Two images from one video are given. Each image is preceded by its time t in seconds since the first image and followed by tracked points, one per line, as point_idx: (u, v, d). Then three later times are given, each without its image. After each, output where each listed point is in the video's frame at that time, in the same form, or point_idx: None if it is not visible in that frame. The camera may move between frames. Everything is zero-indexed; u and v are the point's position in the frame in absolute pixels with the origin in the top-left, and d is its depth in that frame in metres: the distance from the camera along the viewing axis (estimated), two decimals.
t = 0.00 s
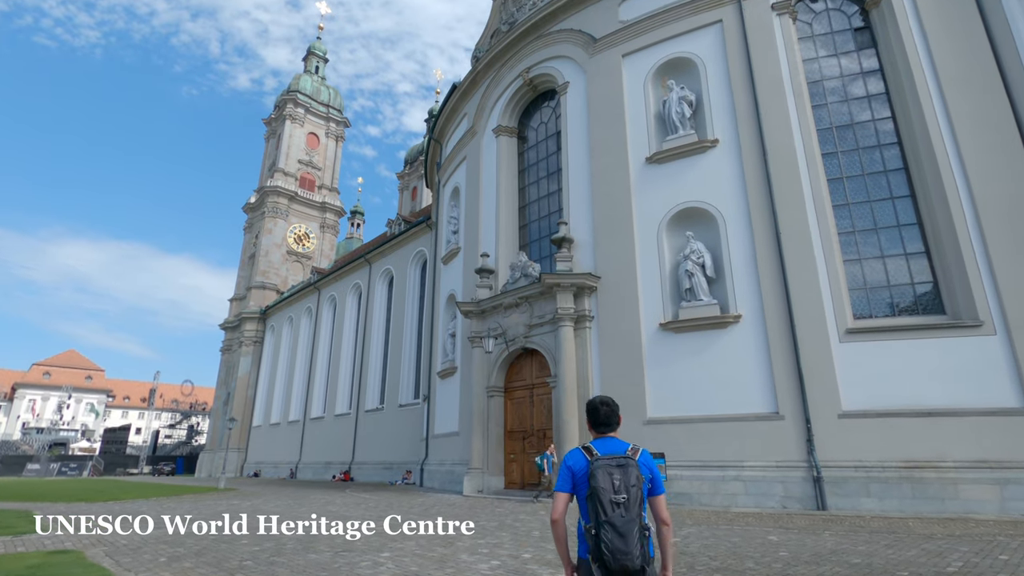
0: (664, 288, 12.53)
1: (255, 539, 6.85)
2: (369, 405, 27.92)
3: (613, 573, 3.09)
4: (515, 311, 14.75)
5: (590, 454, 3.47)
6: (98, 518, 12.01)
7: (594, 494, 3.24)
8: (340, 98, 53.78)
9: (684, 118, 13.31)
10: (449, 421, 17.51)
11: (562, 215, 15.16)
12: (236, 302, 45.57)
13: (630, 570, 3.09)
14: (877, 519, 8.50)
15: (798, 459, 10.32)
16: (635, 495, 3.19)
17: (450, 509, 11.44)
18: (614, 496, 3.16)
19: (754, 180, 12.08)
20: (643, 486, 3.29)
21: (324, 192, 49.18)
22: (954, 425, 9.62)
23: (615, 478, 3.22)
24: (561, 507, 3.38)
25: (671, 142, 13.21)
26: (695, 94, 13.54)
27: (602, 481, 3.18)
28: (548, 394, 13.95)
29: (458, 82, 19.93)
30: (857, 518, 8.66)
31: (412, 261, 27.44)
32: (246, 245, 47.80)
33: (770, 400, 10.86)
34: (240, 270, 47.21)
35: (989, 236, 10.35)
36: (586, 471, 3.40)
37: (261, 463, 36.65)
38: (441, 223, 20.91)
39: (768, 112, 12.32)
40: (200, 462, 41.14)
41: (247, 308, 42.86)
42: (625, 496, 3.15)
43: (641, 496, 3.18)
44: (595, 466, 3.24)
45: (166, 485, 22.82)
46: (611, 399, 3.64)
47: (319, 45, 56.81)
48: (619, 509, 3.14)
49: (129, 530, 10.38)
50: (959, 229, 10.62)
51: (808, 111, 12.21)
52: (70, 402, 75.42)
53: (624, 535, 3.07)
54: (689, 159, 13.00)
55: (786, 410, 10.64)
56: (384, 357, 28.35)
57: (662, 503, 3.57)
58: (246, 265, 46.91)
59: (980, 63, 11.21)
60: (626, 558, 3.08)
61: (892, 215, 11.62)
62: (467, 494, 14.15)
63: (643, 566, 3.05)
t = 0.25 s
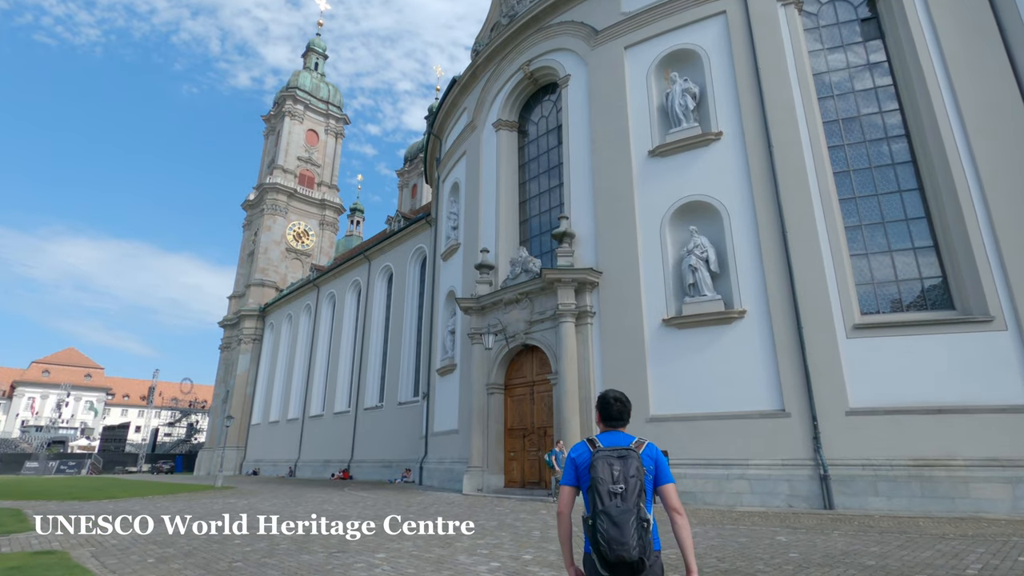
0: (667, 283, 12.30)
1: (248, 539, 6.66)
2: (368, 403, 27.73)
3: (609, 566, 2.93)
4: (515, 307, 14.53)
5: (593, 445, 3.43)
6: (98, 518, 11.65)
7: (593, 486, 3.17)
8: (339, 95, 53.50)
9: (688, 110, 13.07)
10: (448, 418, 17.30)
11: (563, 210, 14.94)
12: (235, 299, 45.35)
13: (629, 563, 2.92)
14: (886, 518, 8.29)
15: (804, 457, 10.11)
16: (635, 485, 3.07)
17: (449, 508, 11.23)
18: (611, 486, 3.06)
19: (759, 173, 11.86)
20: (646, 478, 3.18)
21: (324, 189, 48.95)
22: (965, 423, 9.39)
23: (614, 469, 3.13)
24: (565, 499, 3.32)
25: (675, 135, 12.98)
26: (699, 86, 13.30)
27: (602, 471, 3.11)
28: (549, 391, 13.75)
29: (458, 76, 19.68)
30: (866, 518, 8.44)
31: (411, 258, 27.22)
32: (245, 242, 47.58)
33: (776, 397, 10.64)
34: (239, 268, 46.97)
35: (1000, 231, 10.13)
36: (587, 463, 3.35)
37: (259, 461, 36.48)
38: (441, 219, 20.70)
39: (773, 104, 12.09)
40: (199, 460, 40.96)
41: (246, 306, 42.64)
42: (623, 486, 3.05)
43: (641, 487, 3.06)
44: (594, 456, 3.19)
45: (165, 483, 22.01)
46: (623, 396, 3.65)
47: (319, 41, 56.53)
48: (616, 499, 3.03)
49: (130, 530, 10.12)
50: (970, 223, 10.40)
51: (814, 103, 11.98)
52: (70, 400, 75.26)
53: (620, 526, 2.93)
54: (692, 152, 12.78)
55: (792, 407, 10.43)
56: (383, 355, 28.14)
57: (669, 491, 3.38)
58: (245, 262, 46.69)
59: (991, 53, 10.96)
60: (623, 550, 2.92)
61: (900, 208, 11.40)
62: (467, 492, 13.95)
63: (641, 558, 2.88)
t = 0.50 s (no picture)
0: (669, 280, 12.09)
1: (239, 541, 6.49)
2: (367, 402, 27.53)
3: None
4: (514, 304, 14.33)
5: (601, 453, 3.30)
6: (97, 518, 11.41)
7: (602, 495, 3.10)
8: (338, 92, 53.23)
9: (690, 104, 12.86)
10: (447, 417, 17.10)
11: (563, 205, 14.72)
12: (233, 297, 45.11)
13: None
14: (894, 519, 8.10)
15: (809, 456, 9.92)
16: (645, 499, 3.02)
17: (447, 508, 11.02)
18: (621, 499, 3.00)
19: (763, 167, 11.65)
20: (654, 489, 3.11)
21: (322, 186, 48.71)
22: (974, 422, 9.20)
23: (624, 480, 3.05)
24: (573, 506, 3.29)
25: (677, 129, 12.76)
26: (701, 79, 13.09)
27: (610, 482, 3.01)
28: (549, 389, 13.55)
29: (456, 70, 19.46)
30: (874, 519, 8.24)
31: (410, 255, 27.00)
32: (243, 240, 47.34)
33: (780, 395, 10.45)
34: (238, 266, 46.74)
35: (1009, 225, 9.93)
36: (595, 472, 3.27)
37: (258, 460, 36.29)
38: (439, 216, 20.48)
39: (777, 97, 11.88)
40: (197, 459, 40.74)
41: (244, 304, 42.42)
42: (633, 499, 3.00)
43: (651, 500, 3.02)
44: (603, 465, 3.10)
45: (163, 484, 21.26)
46: (634, 403, 3.59)
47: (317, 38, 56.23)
48: (625, 512, 2.97)
49: (130, 531, 9.90)
50: (978, 218, 10.20)
51: (819, 96, 11.77)
52: (67, 398, 75.07)
53: (629, 539, 2.90)
54: (695, 146, 12.57)
55: (797, 405, 10.23)
56: (382, 353, 27.95)
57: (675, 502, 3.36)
58: (243, 260, 46.45)
59: (1000, 44, 10.76)
60: (630, 563, 2.91)
61: (907, 203, 11.21)
62: (465, 492, 13.75)
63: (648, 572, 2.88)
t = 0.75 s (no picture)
0: (669, 274, 11.90)
1: (228, 541, 6.31)
2: (364, 400, 27.32)
3: (625, 558, 3.02)
4: (512, 300, 14.12)
5: (607, 437, 3.38)
6: (99, 519, 11.14)
7: (608, 477, 3.18)
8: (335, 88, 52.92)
9: (691, 96, 12.66)
10: (444, 414, 16.89)
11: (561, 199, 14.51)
12: (229, 295, 44.84)
13: (642, 556, 3.04)
14: (899, 517, 7.92)
15: (812, 454, 9.74)
16: (651, 481, 3.14)
17: (444, 507, 10.82)
18: (629, 481, 3.09)
19: (765, 160, 11.46)
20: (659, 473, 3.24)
21: (320, 183, 48.43)
22: (980, 418, 9.02)
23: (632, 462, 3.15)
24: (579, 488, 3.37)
25: (677, 122, 12.57)
26: (702, 71, 12.89)
27: (618, 464, 3.10)
28: (547, 386, 13.36)
29: (454, 64, 19.24)
30: (879, 517, 8.06)
31: (407, 252, 26.78)
32: (239, 237, 47.05)
33: (782, 392, 10.26)
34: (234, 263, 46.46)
35: (1016, 218, 9.75)
36: (601, 456, 3.35)
37: (254, 459, 36.05)
38: (437, 211, 20.26)
39: (779, 88, 11.68)
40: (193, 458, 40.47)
41: (240, 301, 42.16)
42: (641, 481, 3.11)
43: (658, 483, 3.14)
44: (612, 448, 3.17)
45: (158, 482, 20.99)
46: (637, 389, 3.69)
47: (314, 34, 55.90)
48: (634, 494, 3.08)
49: (129, 531, 9.66)
50: (985, 211, 10.01)
51: (822, 88, 11.57)
52: (63, 397, 74.70)
53: (638, 520, 3.01)
54: (695, 139, 12.37)
55: (799, 401, 10.05)
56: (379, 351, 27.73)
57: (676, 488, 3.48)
58: (240, 257, 46.17)
59: (1007, 34, 10.55)
60: (638, 544, 3.02)
61: (911, 196, 11.03)
62: (462, 490, 13.55)
63: (655, 552, 3.01)
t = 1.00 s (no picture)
0: (671, 272, 11.68)
1: (215, 546, 6.13)
2: (361, 399, 27.09)
3: None
4: (511, 298, 13.90)
5: (610, 449, 3.27)
6: (98, 518, 10.94)
7: (613, 492, 3.06)
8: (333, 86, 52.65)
9: (692, 90, 12.43)
10: (442, 414, 16.67)
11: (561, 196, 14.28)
12: (227, 294, 44.58)
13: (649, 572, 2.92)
14: (907, 520, 7.72)
15: (817, 454, 9.53)
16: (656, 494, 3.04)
17: (440, 509, 10.59)
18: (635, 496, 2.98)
19: (768, 155, 11.24)
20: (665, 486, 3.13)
21: (317, 181, 48.17)
22: (990, 418, 8.80)
23: (637, 476, 3.05)
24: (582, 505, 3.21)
25: (679, 117, 12.34)
26: (703, 65, 12.67)
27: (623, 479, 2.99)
28: (546, 385, 13.15)
29: (452, 59, 19.00)
30: (887, 520, 7.84)
31: (405, 250, 26.55)
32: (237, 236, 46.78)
33: (786, 391, 10.05)
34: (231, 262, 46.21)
35: None
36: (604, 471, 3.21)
37: (251, 459, 35.82)
38: (435, 208, 20.02)
39: (782, 82, 11.47)
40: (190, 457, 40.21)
41: (238, 300, 41.93)
42: (647, 495, 3.00)
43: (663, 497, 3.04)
44: (617, 462, 3.05)
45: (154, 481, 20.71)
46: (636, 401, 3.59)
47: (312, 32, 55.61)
48: (641, 509, 2.96)
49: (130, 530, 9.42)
50: (993, 207, 9.80)
51: (826, 81, 11.35)
52: (60, 397, 74.37)
53: (645, 535, 2.91)
54: (697, 134, 12.15)
55: (804, 401, 9.84)
56: (376, 350, 27.51)
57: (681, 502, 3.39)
58: (237, 256, 45.90)
59: (1016, 26, 10.33)
60: (646, 560, 2.90)
61: (917, 192, 10.82)
62: (460, 491, 13.33)
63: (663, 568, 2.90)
